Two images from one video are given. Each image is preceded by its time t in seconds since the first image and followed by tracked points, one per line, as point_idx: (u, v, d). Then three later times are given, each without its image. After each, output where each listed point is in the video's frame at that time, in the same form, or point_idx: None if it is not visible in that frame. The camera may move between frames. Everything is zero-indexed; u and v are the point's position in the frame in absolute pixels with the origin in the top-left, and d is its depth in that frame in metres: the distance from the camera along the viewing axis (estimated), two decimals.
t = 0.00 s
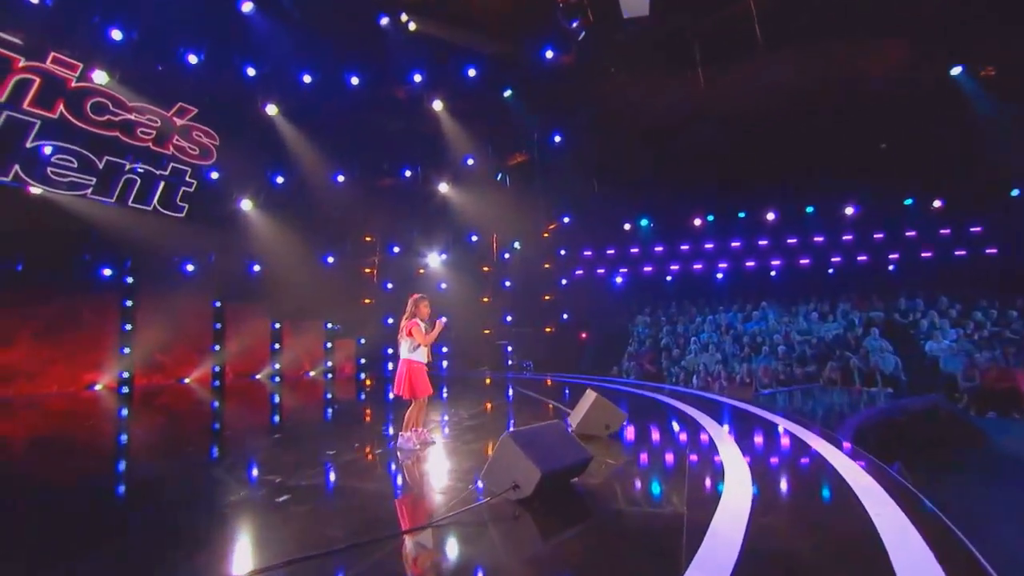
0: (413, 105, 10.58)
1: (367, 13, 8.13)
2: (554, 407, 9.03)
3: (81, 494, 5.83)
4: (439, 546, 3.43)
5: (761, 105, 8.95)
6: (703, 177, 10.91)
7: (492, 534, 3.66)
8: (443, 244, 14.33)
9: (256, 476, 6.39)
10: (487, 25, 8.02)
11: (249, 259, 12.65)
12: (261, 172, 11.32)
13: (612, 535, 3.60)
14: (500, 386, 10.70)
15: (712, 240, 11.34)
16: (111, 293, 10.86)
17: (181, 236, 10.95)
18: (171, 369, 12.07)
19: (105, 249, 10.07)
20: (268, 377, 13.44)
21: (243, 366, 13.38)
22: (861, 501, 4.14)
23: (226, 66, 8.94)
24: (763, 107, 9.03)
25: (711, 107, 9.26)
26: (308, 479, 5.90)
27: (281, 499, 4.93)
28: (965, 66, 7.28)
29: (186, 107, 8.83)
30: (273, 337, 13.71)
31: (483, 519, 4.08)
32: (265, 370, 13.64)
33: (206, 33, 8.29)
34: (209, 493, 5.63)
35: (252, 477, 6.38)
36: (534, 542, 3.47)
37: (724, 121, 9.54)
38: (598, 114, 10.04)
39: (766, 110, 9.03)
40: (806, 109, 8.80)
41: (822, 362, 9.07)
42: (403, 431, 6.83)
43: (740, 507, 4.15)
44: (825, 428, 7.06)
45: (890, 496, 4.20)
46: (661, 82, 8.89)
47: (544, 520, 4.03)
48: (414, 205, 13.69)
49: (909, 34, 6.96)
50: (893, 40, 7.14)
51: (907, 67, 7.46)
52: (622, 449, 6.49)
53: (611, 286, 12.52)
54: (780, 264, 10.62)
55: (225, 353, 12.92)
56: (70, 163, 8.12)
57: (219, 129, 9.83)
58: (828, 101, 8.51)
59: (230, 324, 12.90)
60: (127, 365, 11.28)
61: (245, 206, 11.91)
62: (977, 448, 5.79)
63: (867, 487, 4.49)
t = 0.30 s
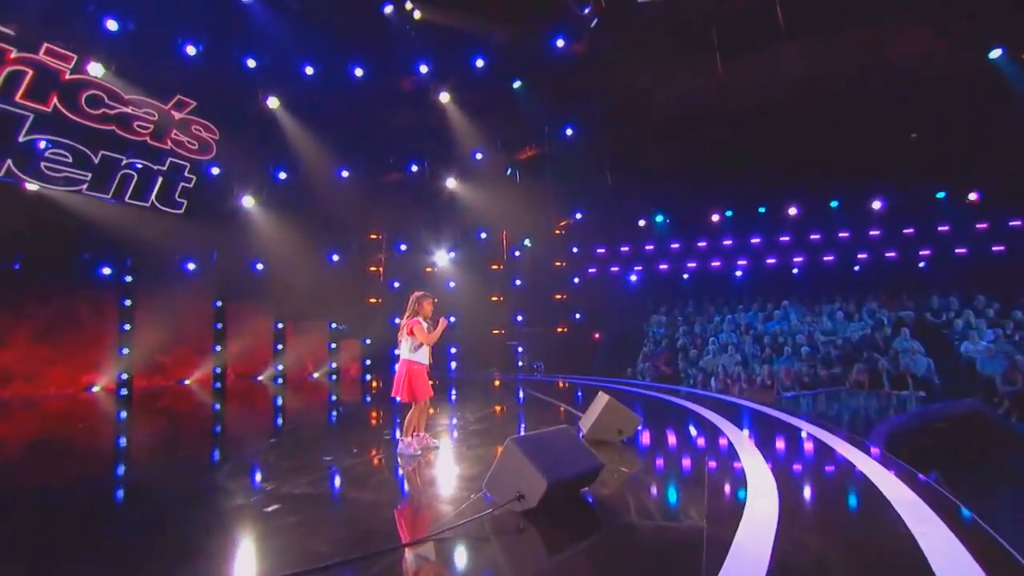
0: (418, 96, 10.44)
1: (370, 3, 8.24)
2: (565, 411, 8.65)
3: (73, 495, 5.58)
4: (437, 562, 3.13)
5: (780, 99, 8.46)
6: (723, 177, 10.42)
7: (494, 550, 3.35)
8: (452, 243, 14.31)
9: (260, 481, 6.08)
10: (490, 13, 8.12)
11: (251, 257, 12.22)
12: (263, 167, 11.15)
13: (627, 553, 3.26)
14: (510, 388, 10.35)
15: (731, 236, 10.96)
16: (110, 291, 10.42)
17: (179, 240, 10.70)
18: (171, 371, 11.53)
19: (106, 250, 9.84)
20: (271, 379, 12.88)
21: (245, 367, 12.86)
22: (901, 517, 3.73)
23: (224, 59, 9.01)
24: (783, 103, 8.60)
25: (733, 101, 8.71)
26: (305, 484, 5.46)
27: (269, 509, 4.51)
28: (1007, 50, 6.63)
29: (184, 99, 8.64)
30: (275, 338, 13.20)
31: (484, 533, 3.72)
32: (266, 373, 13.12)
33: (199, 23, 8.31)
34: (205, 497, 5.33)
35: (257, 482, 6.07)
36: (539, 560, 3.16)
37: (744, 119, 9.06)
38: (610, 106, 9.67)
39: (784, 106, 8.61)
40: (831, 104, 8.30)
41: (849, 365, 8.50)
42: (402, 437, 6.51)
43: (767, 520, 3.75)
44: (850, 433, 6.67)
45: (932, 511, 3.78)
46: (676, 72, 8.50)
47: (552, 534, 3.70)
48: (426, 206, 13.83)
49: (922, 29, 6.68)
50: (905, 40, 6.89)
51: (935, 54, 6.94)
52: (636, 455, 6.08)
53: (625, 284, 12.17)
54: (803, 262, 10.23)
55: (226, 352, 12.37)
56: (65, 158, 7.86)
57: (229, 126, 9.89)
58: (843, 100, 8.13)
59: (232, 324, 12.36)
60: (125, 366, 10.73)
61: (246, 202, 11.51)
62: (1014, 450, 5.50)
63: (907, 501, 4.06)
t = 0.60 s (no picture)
0: (423, 84, 10.21)
1: None
2: (576, 414, 8.28)
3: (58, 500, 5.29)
4: None
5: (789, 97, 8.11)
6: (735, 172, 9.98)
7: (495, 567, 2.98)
8: (458, 239, 13.98)
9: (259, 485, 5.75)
10: None
11: (250, 254, 12.00)
12: (263, 163, 11.16)
13: None
14: (519, 390, 10.01)
15: (749, 231, 10.43)
16: (106, 289, 9.97)
17: (178, 233, 10.50)
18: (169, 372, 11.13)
19: (102, 248, 9.55)
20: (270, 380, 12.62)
21: (243, 367, 12.60)
22: (950, 532, 3.28)
23: (220, 48, 9.10)
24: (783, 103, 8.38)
25: (747, 92, 8.32)
26: (295, 493, 5.10)
27: (257, 522, 4.12)
28: None
29: (178, 90, 8.61)
30: (275, 337, 12.98)
31: (485, 550, 3.35)
32: (266, 373, 12.89)
33: (194, 12, 8.41)
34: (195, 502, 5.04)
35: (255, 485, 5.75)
36: None
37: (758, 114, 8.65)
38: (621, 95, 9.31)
39: (799, 100, 8.18)
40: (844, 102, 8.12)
41: (878, 365, 8.13)
42: (404, 443, 6.16)
43: (799, 538, 3.31)
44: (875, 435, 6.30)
45: (987, 525, 3.32)
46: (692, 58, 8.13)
47: (561, 551, 3.30)
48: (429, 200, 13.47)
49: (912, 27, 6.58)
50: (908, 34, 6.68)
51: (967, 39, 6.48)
52: (650, 462, 5.64)
53: (638, 282, 11.75)
54: (826, 258, 9.68)
55: (225, 352, 12.13)
56: (53, 150, 7.60)
57: (219, 112, 9.69)
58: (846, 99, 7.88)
59: (230, 322, 12.10)
60: (119, 366, 10.28)
61: (245, 199, 11.39)
62: None
63: (955, 513, 3.60)
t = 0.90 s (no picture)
0: (430, 71, 9.81)
1: None
2: (587, 415, 7.89)
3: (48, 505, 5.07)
4: None
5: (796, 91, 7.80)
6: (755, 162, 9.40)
7: None
8: (464, 233, 13.60)
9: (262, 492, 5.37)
10: None
11: (250, 249, 11.86)
12: (260, 155, 10.72)
13: None
14: (528, 390, 9.65)
15: (770, 224, 9.93)
16: (98, 286, 9.83)
17: (167, 226, 10.20)
18: (162, 371, 11.09)
19: (95, 241, 9.35)
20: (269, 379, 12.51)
21: (240, 365, 12.52)
22: (1014, 552, 2.83)
23: (214, 29, 8.72)
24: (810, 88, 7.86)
25: (773, 76, 7.72)
26: (289, 503, 4.78)
27: (244, 534, 3.80)
28: None
29: (173, 77, 8.49)
30: (275, 336, 12.82)
31: (488, 567, 2.97)
32: (266, 373, 12.79)
33: None
34: (185, 508, 4.74)
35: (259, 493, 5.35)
36: None
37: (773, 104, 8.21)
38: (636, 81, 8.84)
39: (803, 94, 7.88)
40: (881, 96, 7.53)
41: (909, 365, 7.69)
42: (405, 447, 5.79)
43: (841, 554, 2.90)
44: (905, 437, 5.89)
45: None
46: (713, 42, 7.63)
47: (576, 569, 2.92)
48: (434, 190, 13.14)
49: (919, 27, 6.33)
50: (919, 34, 6.41)
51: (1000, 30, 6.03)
52: (668, 469, 5.22)
53: (653, 278, 11.29)
54: (852, 252, 9.17)
55: (222, 351, 12.03)
56: (40, 140, 7.52)
57: (219, 103, 9.48)
58: (848, 95, 7.65)
59: (228, 321, 12.00)
60: (113, 366, 10.22)
61: (243, 190, 10.97)
62: None
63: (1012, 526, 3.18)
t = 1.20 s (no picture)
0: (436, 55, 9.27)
1: None
2: (601, 415, 7.51)
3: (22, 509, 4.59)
4: None
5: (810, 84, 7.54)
6: (783, 147, 8.74)
7: None
8: (471, 226, 13.81)
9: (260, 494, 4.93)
10: None
11: (249, 243, 11.70)
12: (260, 143, 10.48)
13: None
14: (540, 389, 9.26)
15: (794, 215, 9.39)
16: (88, 280, 9.59)
17: (168, 220, 10.14)
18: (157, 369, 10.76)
19: (87, 235, 9.11)
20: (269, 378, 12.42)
21: (240, 365, 12.23)
22: None
23: (208, 10, 7.97)
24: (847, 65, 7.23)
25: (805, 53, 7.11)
26: (282, 512, 4.30)
27: (232, 547, 3.35)
28: None
29: (165, 60, 8.10)
30: (275, 333, 12.76)
31: None
32: (266, 372, 12.68)
33: None
34: (169, 513, 4.39)
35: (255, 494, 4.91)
36: None
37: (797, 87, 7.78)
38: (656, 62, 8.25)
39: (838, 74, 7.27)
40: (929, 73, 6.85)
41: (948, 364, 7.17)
42: (408, 451, 5.30)
43: None
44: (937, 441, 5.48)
45: None
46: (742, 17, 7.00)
47: None
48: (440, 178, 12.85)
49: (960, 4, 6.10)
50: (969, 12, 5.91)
51: None
52: (691, 477, 4.73)
53: (671, 271, 10.87)
54: (884, 244, 8.55)
55: (220, 349, 11.78)
56: (25, 127, 7.34)
57: (213, 95, 9.19)
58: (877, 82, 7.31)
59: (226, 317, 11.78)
60: (106, 365, 9.99)
61: (240, 180, 10.77)
62: None
63: None
